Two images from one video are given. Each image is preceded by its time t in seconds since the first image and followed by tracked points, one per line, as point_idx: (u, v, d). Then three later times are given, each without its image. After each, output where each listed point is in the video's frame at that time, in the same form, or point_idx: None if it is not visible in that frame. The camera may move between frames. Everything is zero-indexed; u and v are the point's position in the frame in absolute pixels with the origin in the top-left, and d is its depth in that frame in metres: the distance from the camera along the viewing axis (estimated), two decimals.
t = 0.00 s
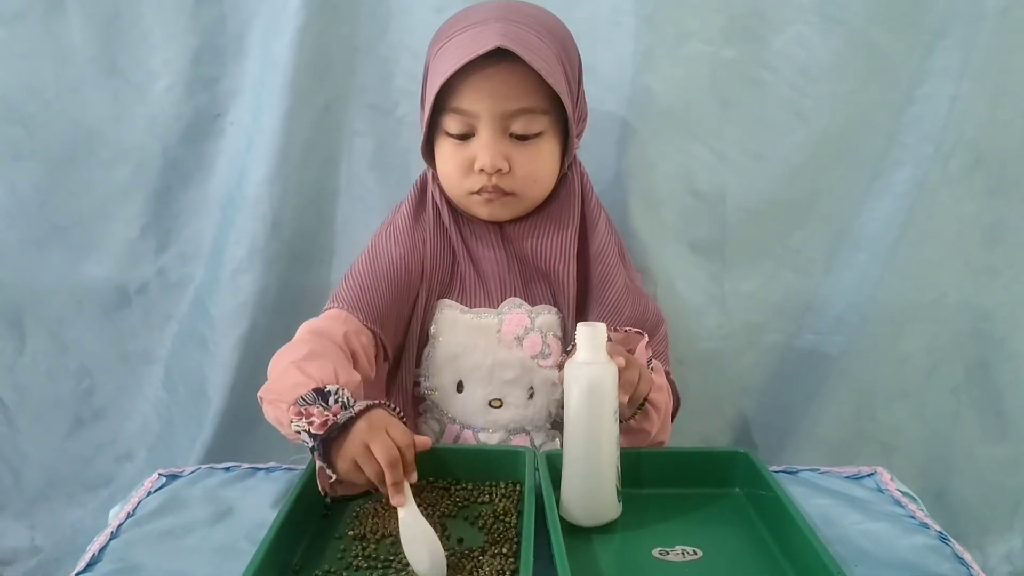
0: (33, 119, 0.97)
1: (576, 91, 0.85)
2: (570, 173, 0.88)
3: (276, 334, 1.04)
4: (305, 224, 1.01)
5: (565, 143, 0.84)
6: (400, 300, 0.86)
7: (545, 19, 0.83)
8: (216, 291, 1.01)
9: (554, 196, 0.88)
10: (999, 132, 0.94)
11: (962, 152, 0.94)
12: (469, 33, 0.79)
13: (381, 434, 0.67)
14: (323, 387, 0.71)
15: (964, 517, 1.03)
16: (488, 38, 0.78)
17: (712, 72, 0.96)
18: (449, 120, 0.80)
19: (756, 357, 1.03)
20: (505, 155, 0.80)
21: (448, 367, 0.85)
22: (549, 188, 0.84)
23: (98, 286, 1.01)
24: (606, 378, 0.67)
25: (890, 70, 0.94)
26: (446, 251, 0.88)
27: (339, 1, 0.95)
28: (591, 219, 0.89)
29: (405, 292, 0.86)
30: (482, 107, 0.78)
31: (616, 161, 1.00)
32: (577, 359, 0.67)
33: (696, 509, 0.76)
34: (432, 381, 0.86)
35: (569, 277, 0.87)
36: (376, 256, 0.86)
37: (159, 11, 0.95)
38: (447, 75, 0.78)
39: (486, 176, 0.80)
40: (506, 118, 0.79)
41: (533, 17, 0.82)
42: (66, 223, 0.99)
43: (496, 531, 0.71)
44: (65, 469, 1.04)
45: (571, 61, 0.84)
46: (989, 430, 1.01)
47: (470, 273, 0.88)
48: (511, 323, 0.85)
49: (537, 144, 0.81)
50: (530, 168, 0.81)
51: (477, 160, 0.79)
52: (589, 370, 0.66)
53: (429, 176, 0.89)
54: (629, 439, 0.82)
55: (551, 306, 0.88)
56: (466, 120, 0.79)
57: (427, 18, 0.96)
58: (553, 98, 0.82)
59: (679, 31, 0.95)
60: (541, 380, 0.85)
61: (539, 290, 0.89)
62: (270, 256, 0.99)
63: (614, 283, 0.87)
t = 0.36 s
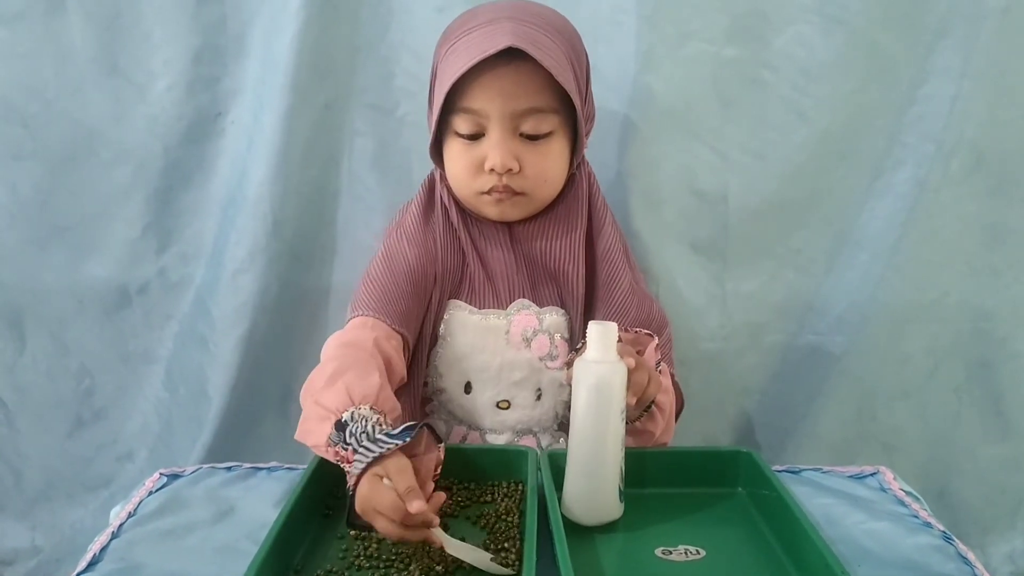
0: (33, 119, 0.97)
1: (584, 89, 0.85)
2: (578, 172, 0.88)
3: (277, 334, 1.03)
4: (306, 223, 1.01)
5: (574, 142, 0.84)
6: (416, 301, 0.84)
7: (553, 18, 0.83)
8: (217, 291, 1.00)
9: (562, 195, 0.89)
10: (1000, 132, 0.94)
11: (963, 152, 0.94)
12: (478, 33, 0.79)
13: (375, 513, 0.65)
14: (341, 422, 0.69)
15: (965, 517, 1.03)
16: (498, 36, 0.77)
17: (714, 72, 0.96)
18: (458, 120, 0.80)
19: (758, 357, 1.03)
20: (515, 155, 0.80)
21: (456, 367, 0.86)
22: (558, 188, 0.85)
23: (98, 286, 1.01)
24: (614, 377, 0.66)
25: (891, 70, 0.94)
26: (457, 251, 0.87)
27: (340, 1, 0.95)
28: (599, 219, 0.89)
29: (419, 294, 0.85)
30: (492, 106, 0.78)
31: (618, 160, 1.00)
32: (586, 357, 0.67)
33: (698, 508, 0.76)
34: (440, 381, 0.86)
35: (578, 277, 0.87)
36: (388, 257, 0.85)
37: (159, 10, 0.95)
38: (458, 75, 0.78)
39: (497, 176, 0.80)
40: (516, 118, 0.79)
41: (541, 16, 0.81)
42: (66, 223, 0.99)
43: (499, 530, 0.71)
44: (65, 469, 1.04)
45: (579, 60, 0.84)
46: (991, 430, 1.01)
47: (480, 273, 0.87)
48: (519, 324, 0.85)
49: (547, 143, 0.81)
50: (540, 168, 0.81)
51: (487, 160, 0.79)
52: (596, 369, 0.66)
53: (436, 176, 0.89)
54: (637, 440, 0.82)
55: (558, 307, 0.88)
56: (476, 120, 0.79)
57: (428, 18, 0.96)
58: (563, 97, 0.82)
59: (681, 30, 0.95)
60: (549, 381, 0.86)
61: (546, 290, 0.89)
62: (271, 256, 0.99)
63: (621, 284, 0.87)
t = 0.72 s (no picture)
0: (33, 119, 0.97)
1: (579, 84, 0.85)
2: (574, 166, 0.88)
3: (277, 334, 1.04)
4: (305, 223, 1.01)
5: (569, 136, 0.84)
6: (411, 289, 0.84)
7: (548, 14, 0.82)
8: (216, 291, 1.00)
9: (558, 188, 0.88)
10: (1000, 132, 0.93)
11: (963, 152, 0.94)
12: (472, 31, 0.79)
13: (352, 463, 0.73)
14: (318, 383, 0.73)
15: (965, 517, 1.03)
16: (491, 35, 0.77)
17: (713, 72, 0.96)
18: (454, 117, 0.80)
19: (757, 357, 1.03)
20: (509, 151, 0.80)
21: (451, 354, 0.85)
22: (554, 182, 0.85)
23: (98, 286, 1.01)
24: (605, 379, 0.66)
25: (891, 70, 0.94)
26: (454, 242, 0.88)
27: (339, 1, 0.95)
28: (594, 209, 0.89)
29: (415, 282, 0.85)
30: (486, 103, 0.79)
31: (617, 160, 1.00)
32: (578, 359, 0.67)
33: (696, 508, 0.76)
34: (436, 369, 0.86)
35: (572, 267, 0.87)
36: (385, 246, 0.85)
37: (158, 10, 0.95)
38: (452, 73, 0.78)
39: (492, 172, 0.80)
40: (510, 114, 0.79)
41: (536, 13, 0.81)
42: (65, 223, 0.99)
43: (497, 530, 0.71)
44: (64, 469, 1.04)
45: (574, 56, 0.84)
46: (991, 430, 1.01)
47: (476, 264, 0.88)
48: (514, 312, 0.85)
49: (541, 139, 0.81)
50: (535, 163, 0.82)
51: (482, 156, 0.80)
52: (588, 371, 0.66)
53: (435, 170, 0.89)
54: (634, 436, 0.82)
55: (551, 296, 0.88)
56: (471, 116, 0.80)
57: (428, 18, 0.96)
58: (557, 93, 0.82)
59: (680, 30, 0.95)
60: (543, 369, 0.85)
61: (541, 280, 0.88)
62: (270, 256, 0.99)
63: (614, 272, 0.86)
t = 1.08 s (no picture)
0: (33, 117, 0.97)
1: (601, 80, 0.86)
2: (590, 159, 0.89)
3: (278, 332, 1.04)
4: (306, 221, 1.01)
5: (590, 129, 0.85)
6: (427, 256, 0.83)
7: (574, 12, 0.83)
8: (217, 289, 1.00)
9: (574, 179, 0.90)
10: (1002, 130, 0.93)
11: (965, 150, 0.94)
12: (504, 25, 0.79)
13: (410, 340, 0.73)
14: (362, 279, 0.75)
15: (967, 516, 1.03)
16: (526, 31, 0.78)
17: (714, 70, 0.96)
18: (482, 107, 0.80)
19: (758, 355, 1.03)
20: (537, 143, 0.80)
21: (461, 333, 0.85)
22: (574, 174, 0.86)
23: (98, 285, 1.01)
24: (605, 378, 0.66)
25: (892, 68, 0.94)
26: (470, 220, 0.87)
27: None
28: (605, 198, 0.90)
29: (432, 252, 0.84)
30: (518, 96, 0.79)
31: (618, 157, 1.00)
32: (578, 358, 0.67)
33: (699, 504, 0.76)
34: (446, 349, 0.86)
35: (584, 252, 0.88)
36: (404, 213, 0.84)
37: (159, 9, 0.94)
38: (486, 65, 0.77)
39: (519, 163, 0.81)
40: (541, 108, 0.79)
41: (563, 10, 0.82)
42: (65, 221, 0.99)
43: (498, 528, 0.71)
44: (64, 468, 1.04)
45: (596, 53, 0.85)
46: (993, 429, 1.00)
47: (489, 244, 0.87)
48: (522, 293, 0.85)
49: (567, 132, 0.82)
50: (560, 156, 0.82)
51: (510, 147, 0.80)
52: (587, 369, 0.66)
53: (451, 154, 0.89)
54: (640, 425, 0.85)
55: (560, 280, 0.88)
56: (501, 108, 0.79)
57: (428, 16, 0.96)
58: (583, 89, 0.83)
59: (682, 29, 0.95)
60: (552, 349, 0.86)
61: (551, 264, 0.89)
62: (271, 254, 0.99)
63: (616, 256, 0.87)
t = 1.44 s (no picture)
0: (32, 118, 0.96)
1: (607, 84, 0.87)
2: (595, 162, 0.90)
3: (277, 333, 1.03)
4: (306, 222, 1.01)
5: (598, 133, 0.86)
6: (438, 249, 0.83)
7: (581, 16, 0.83)
8: (216, 290, 1.00)
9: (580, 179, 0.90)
10: (1001, 131, 0.93)
11: (964, 151, 0.94)
12: (516, 30, 0.79)
13: (462, 300, 0.69)
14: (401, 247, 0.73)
15: (967, 516, 1.03)
16: (540, 36, 0.78)
17: (714, 71, 0.96)
18: (494, 110, 0.80)
19: (759, 356, 1.03)
20: (549, 146, 0.80)
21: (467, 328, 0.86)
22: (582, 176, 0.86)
23: (98, 286, 1.01)
24: (604, 382, 0.66)
25: (892, 69, 0.94)
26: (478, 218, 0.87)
27: None
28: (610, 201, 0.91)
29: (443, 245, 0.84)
30: (531, 101, 0.78)
31: (618, 158, 1.00)
32: (577, 362, 0.67)
33: (699, 506, 0.76)
34: (451, 344, 0.87)
35: (591, 252, 0.89)
36: (416, 207, 0.84)
37: (159, 9, 0.94)
38: (499, 70, 0.77)
39: (531, 165, 0.81)
40: (553, 111, 0.80)
41: (572, 15, 0.82)
42: (65, 222, 0.99)
43: (498, 529, 0.71)
44: (64, 469, 1.04)
45: (603, 57, 0.85)
46: (993, 429, 1.00)
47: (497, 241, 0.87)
48: (528, 291, 0.85)
49: (577, 135, 0.82)
50: (571, 159, 0.83)
51: (523, 150, 0.80)
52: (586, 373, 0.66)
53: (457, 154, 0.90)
54: (638, 423, 0.84)
55: (565, 279, 0.89)
56: (514, 111, 0.79)
57: (428, 17, 0.96)
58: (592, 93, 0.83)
59: (682, 29, 0.95)
60: (556, 347, 0.86)
61: (557, 262, 0.89)
62: (270, 255, 0.99)
63: (618, 252, 0.88)
